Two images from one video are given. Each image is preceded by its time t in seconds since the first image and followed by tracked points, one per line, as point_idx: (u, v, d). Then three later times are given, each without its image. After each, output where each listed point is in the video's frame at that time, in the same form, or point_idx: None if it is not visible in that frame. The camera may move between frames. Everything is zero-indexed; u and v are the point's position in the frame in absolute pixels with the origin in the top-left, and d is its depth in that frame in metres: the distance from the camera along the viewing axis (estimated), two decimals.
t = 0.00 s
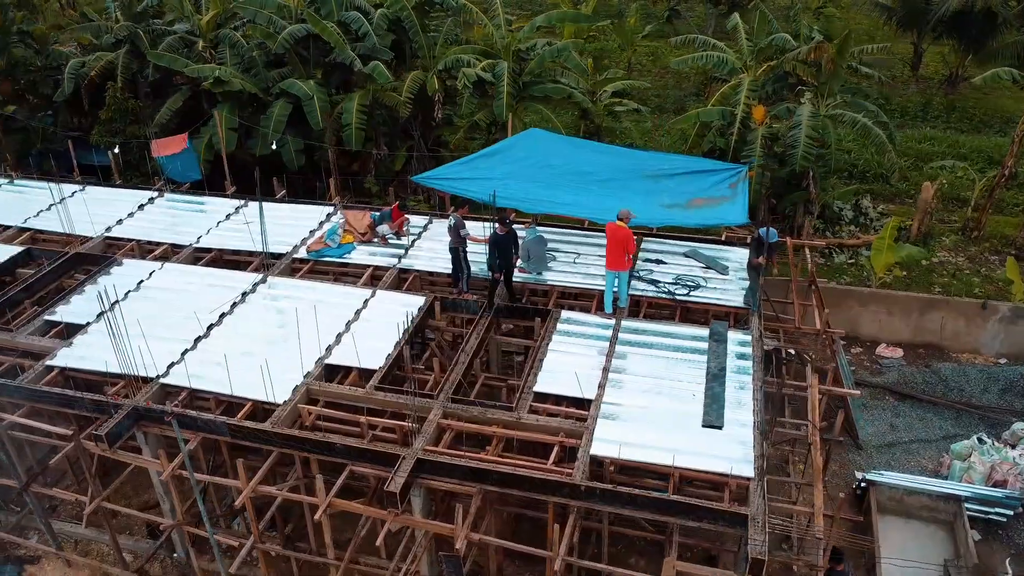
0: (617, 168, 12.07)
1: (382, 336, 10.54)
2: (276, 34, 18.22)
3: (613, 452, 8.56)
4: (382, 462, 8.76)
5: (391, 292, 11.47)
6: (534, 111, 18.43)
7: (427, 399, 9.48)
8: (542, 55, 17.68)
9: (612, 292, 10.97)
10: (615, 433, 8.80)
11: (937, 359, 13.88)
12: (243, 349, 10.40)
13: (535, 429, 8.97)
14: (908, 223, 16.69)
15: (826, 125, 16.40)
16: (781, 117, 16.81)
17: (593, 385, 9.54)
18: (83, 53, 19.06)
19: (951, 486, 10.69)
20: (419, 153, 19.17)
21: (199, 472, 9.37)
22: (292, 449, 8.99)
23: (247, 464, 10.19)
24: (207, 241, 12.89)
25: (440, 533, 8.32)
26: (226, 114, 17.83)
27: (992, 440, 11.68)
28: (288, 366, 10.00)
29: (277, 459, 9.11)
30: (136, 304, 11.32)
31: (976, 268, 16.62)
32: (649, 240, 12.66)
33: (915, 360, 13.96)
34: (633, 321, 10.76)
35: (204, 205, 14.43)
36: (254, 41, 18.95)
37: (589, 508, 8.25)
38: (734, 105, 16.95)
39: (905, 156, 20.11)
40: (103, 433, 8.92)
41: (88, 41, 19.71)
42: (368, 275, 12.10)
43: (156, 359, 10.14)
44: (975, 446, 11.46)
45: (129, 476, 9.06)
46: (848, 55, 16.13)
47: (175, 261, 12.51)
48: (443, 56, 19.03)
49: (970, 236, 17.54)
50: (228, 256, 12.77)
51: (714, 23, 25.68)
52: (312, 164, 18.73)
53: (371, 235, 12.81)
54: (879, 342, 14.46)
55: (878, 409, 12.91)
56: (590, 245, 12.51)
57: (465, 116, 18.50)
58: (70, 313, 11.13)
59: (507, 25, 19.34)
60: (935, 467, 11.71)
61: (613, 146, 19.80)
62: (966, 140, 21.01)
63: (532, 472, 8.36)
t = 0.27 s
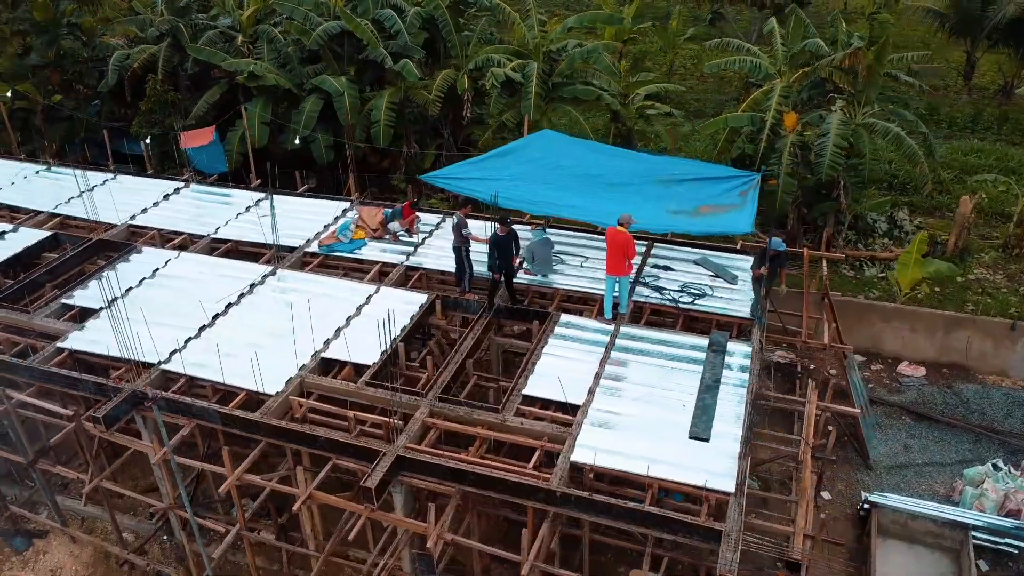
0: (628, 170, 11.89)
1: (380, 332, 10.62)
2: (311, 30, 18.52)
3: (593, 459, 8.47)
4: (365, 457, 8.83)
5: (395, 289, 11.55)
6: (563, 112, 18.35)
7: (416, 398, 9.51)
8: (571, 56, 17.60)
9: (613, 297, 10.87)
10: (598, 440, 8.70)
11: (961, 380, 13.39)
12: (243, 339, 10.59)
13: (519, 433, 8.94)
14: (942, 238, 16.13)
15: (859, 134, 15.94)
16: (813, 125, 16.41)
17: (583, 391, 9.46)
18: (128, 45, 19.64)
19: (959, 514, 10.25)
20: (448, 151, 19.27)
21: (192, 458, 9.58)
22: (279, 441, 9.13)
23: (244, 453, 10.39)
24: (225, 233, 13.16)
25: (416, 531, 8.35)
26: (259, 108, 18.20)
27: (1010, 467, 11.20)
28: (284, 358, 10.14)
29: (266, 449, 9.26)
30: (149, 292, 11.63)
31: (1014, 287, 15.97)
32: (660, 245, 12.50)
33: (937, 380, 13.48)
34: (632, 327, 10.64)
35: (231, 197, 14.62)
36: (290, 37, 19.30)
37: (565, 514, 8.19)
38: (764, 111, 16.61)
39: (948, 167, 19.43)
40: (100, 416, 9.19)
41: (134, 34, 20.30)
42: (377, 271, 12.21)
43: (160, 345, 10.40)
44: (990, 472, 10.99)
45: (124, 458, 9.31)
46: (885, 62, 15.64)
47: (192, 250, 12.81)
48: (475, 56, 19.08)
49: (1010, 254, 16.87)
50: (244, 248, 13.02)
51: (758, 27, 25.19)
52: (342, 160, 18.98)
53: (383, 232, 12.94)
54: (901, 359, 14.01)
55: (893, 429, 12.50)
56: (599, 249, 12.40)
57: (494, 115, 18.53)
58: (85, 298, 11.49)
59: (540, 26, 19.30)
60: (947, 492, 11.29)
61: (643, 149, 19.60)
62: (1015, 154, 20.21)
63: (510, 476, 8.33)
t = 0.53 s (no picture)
0: (640, 181, 11.74)
1: (381, 334, 10.70)
2: (349, 33, 18.80)
3: (574, 472, 8.38)
4: (350, 457, 8.89)
5: (401, 291, 11.64)
6: (594, 120, 18.23)
7: (407, 401, 9.56)
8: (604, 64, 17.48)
9: (616, 308, 10.76)
10: (582, 453, 8.60)
11: (988, 410, 12.83)
12: (248, 335, 10.80)
13: (504, 441, 8.91)
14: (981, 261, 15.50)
15: (895, 150, 15.45)
16: (848, 139, 15.96)
17: (574, 402, 9.38)
18: (175, 44, 20.23)
19: (967, 550, 9.79)
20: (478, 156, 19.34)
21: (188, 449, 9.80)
22: (270, 436, 9.26)
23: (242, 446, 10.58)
24: (245, 230, 13.44)
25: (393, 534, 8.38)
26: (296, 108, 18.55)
27: None
28: (286, 355, 10.32)
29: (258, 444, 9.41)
30: (165, 284, 11.94)
31: None
32: (672, 258, 12.32)
33: (962, 409, 12.95)
34: (633, 340, 10.50)
35: (260, 195, 14.88)
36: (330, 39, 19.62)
37: (541, 526, 8.12)
38: (798, 124, 16.23)
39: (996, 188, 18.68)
40: (101, 403, 9.47)
41: (182, 34, 20.90)
42: (387, 273, 12.31)
43: (168, 337, 10.67)
44: (1008, 508, 10.46)
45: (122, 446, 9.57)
46: (925, 77, 15.13)
47: (212, 246, 13.11)
48: (510, 62, 19.12)
49: None
50: (262, 245, 13.28)
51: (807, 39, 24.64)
52: (374, 161, 19.21)
53: (398, 235, 13.04)
54: (925, 385, 13.50)
55: (910, 457, 12.04)
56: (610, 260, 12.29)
57: (525, 121, 18.51)
58: (105, 288, 11.85)
59: (576, 32, 19.22)
60: (960, 526, 10.81)
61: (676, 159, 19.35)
62: None
63: (488, 484, 8.30)
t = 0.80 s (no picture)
0: (651, 191, 11.58)
1: (382, 335, 10.79)
2: (385, 36, 19.01)
3: (554, 483, 8.29)
4: (336, 456, 8.97)
5: (408, 293, 11.71)
6: (625, 127, 18.07)
7: (398, 403, 9.61)
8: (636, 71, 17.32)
9: (618, 318, 10.66)
10: (564, 465, 8.51)
11: (1014, 442, 12.29)
12: (254, 331, 11.01)
13: (488, 448, 8.88)
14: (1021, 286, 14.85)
15: (933, 167, 14.92)
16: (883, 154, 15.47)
17: (563, 413, 9.30)
18: (221, 43, 20.74)
19: None
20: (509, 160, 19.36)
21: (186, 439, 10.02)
22: (261, 431, 9.41)
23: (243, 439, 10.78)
24: (265, 226, 13.70)
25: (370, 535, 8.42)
26: (331, 108, 18.85)
27: None
28: (287, 351, 10.50)
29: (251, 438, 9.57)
30: (182, 278, 12.27)
31: None
32: (684, 271, 12.12)
33: (987, 439, 12.43)
34: (632, 352, 10.36)
35: (286, 193, 15.18)
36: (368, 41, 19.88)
37: (516, 535, 8.06)
38: (832, 137, 15.81)
39: None
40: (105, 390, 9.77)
41: (229, 33, 21.42)
42: (397, 274, 12.40)
43: (177, 329, 10.95)
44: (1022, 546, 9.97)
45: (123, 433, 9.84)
46: (967, 92, 14.56)
47: (232, 241, 13.40)
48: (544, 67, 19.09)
49: None
50: (281, 242, 13.51)
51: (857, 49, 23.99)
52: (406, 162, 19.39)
53: (412, 237, 13.12)
54: (950, 413, 13.00)
55: (925, 487, 11.57)
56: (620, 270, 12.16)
57: (556, 127, 18.46)
58: (124, 278, 12.22)
59: (612, 39, 19.07)
60: (972, 561, 10.35)
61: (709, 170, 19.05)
62: None
63: (466, 490, 8.28)
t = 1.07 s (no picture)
0: (660, 197, 11.39)
1: (382, 334, 10.86)
2: (421, 35, 19.13)
3: (532, 490, 8.22)
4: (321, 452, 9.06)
5: (413, 292, 11.77)
6: (656, 132, 17.85)
7: (389, 402, 9.65)
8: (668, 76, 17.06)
9: (618, 327, 10.53)
10: (543, 472, 8.43)
11: None
12: (260, 324, 11.22)
13: (471, 451, 8.86)
14: None
15: (971, 183, 14.32)
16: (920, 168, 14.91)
17: (551, 420, 9.22)
18: (264, 38, 21.14)
19: None
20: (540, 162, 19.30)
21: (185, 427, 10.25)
22: (253, 423, 9.56)
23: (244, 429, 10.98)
24: (285, 221, 13.93)
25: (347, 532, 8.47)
26: (365, 106, 19.06)
27: None
28: (288, 345, 10.66)
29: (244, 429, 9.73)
30: (198, 269, 12.56)
31: None
32: (694, 281, 11.90)
33: (1009, 469, 11.89)
34: (630, 361, 10.21)
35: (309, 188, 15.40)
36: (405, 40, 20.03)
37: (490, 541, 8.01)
38: (866, 148, 15.31)
39: None
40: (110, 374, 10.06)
41: (272, 29, 21.83)
42: (407, 273, 12.47)
43: (186, 319, 11.22)
44: None
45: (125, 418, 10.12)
46: (1013, 104, 13.91)
47: (252, 234, 13.67)
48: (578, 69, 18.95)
49: None
50: (299, 237, 13.73)
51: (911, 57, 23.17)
52: (437, 161, 19.50)
53: (425, 236, 13.18)
54: (973, 439, 12.48)
55: (937, 514, 11.13)
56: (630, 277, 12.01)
57: (586, 130, 18.32)
58: (144, 266, 12.59)
59: (648, 42, 18.82)
60: None
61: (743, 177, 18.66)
62: None
63: (442, 493, 8.27)
